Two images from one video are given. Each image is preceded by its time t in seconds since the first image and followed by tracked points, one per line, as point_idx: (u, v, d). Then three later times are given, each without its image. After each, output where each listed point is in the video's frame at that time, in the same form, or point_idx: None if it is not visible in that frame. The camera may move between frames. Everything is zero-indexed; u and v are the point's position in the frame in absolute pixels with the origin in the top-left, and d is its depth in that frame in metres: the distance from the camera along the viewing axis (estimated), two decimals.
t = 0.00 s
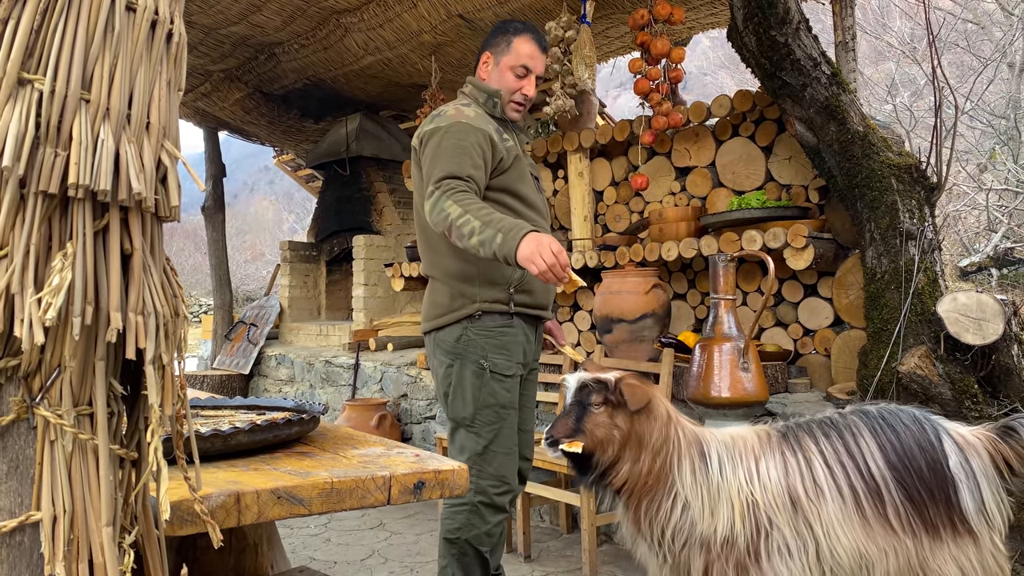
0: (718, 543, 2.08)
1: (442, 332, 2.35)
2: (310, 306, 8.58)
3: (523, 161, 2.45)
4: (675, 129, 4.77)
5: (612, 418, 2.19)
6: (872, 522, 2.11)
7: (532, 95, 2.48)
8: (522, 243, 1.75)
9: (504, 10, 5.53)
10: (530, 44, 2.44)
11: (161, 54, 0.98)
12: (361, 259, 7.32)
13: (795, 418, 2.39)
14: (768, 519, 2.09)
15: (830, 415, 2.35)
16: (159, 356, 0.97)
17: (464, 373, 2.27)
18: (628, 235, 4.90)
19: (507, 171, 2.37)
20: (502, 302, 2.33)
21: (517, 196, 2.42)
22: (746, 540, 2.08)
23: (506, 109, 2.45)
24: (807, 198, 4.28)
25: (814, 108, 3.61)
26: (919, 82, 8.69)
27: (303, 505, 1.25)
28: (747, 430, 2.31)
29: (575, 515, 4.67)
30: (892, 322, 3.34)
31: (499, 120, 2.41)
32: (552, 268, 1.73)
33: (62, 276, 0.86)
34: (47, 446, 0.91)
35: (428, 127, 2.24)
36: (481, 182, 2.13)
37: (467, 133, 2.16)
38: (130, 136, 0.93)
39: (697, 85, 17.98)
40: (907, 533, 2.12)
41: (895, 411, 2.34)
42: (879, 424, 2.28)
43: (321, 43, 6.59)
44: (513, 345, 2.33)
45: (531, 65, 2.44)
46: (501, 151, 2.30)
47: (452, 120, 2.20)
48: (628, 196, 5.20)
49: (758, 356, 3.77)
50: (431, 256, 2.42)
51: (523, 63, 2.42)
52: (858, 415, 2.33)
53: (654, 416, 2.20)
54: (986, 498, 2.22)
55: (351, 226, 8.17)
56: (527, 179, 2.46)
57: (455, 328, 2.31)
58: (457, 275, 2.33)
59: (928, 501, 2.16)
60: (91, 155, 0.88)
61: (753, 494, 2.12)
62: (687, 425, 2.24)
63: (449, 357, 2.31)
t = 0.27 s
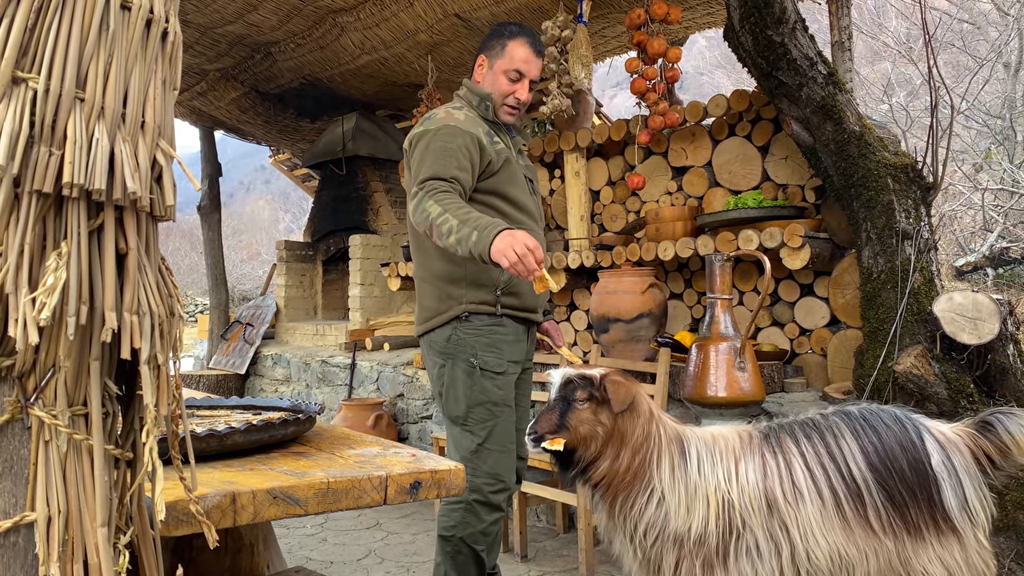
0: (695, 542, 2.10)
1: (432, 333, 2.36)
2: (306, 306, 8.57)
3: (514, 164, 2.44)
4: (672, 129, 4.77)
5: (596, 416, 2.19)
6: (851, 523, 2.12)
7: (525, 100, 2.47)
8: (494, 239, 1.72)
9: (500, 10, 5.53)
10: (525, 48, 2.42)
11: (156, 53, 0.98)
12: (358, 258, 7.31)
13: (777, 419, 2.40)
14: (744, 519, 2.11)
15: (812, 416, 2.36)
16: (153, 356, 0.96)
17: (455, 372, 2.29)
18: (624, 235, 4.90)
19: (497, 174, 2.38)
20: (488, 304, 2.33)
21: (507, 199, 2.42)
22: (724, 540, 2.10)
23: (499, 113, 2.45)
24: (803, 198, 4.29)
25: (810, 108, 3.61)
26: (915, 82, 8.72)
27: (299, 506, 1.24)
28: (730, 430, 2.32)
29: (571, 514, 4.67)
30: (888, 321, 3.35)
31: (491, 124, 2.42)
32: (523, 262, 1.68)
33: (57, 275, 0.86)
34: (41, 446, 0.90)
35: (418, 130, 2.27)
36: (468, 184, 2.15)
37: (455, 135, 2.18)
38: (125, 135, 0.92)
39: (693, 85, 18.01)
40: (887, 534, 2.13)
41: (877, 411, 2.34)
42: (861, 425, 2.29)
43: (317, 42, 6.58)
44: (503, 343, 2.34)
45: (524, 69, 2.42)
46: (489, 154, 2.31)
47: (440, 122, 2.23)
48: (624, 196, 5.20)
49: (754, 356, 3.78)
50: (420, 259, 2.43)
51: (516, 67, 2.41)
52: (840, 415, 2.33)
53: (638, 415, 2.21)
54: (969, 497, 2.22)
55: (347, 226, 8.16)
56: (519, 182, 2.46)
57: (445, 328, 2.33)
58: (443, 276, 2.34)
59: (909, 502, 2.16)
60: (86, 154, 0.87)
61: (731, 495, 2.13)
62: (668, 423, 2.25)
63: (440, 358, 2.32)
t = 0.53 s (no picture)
0: (686, 544, 2.08)
1: (428, 334, 2.37)
2: (304, 306, 8.56)
3: (507, 163, 2.43)
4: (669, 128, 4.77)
5: (590, 414, 2.16)
6: (844, 524, 2.13)
7: (513, 96, 2.44)
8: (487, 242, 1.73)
9: (497, 9, 5.52)
10: (510, 42, 2.41)
11: (151, 52, 0.97)
12: (355, 258, 7.30)
13: (768, 419, 2.39)
14: (736, 520, 2.10)
15: (803, 416, 2.37)
16: (149, 356, 0.96)
17: (449, 374, 2.30)
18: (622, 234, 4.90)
19: (489, 173, 2.37)
20: (487, 306, 2.34)
21: (500, 197, 2.41)
22: (716, 541, 2.09)
23: (487, 109, 2.43)
24: (801, 197, 4.29)
25: (807, 108, 3.61)
26: (912, 81, 8.73)
27: (295, 505, 1.24)
28: (721, 430, 2.30)
29: (568, 513, 4.67)
30: (886, 321, 3.35)
31: (480, 120, 2.40)
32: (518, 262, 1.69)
33: (52, 275, 0.85)
34: (36, 446, 0.90)
35: (406, 131, 2.26)
36: (459, 185, 2.14)
37: (444, 136, 2.17)
38: (120, 134, 0.92)
39: (691, 85, 18.05)
40: (878, 534, 2.15)
41: (866, 412, 2.37)
42: (852, 425, 2.31)
43: (314, 41, 6.57)
44: (500, 348, 2.35)
45: (510, 64, 2.41)
46: (481, 153, 2.30)
47: (429, 123, 2.22)
48: (622, 195, 5.20)
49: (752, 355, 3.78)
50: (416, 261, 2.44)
51: (501, 63, 2.40)
52: (831, 416, 2.35)
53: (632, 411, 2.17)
54: (957, 496, 2.26)
55: (345, 225, 8.15)
56: (511, 179, 2.45)
57: (440, 329, 2.33)
58: (441, 278, 2.35)
59: (899, 501, 2.19)
60: (80, 153, 0.87)
61: (723, 496, 2.11)
62: (661, 421, 2.22)
63: (434, 358, 2.33)
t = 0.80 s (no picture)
0: (684, 545, 2.05)
1: (420, 333, 2.37)
2: (302, 305, 8.55)
3: (496, 158, 2.43)
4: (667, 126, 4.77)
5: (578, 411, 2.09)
6: (843, 522, 2.13)
7: (499, 87, 2.44)
8: (487, 250, 1.74)
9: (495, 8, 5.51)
10: (495, 34, 2.39)
11: (147, 50, 0.97)
12: (353, 257, 7.29)
13: (761, 418, 2.38)
14: (735, 520, 2.08)
15: (798, 415, 2.38)
16: (145, 356, 0.95)
17: (441, 375, 2.30)
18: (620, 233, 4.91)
19: (479, 169, 2.37)
20: (482, 304, 2.34)
21: (491, 193, 2.41)
22: (715, 541, 2.06)
23: (473, 103, 2.43)
24: (799, 196, 4.29)
25: (805, 106, 3.62)
26: (910, 80, 8.74)
27: (292, 505, 1.24)
28: (716, 429, 2.28)
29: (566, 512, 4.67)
30: (884, 320, 3.36)
31: (466, 115, 2.39)
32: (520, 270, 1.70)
33: (47, 274, 0.85)
34: (32, 446, 0.90)
35: (392, 130, 2.24)
36: (449, 185, 2.13)
37: (432, 134, 2.15)
38: (116, 133, 0.91)
39: (690, 84, 18.06)
40: (874, 531, 2.16)
41: (859, 409, 2.39)
42: (846, 424, 2.32)
43: (312, 40, 6.56)
44: (494, 347, 2.35)
45: (495, 56, 2.39)
46: (470, 150, 2.29)
47: (415, 121, 2.20)
48: (620, 194, 5.20)
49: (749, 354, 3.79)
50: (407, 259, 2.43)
51: (487, 55, 2.38)
52: (825, 415, 2.36)
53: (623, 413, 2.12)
54: (947, 492, 2.29)
55: (343, 224, 8.15)
56: (501, 174, 2.44)
57: (433, 328, 2.33)
58: (435, 277, 2.34)
59: (894, 498, 2.21)
60: (76, 152, 0.86)
61: (723, 496, 2.09)
62: (655, 421, 2.19)
63: (427, 358, 2.32)
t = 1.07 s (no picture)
0: (686, 544, 2.04)
1: (409, 333, 2.35)
2: (300, 304, 8.54)
3: (486, 156, 2.43)
4: (666, 125, 4.77)
5: (570, 412, 2.03)
6: (841, 519, 2.14)
7: (487, 81, 2.42)
8: (481, 251, 1.73)
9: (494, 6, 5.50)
10: (481, 26, 2.36)
11: (146, 48, 0.97)
12: (352, 255, 7.29)
13: (757, 417, 2.38)
14: (734, 519, 2.08)
15: (793, 413, 2.38)
16: (144, 355, 0.95)
17: (432, 376, 2.29)
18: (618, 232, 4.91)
19: (467, 168, 2.37)
20: (474, 305, 2.34)
21: (480, 192, 2.41)
22: (715, 539, 2.06)
23: (461, 98, 2.42)
24: (797, 195, 4.29)
25: (804, 105, 3.62)
26: (909, 79, 8.76)
27: (291, 504, 1.24)
28: (713, 428, 2.28)
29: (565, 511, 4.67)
30: (883, 318, 3.36)
31: (454, 111, 2.38)
32: (517, 270, 1.68)
33: (45, 273, 0.85)
34: (30, 445, 0.89)
35: (378, 129, 2.23)
36: (436, 186, 2.13)
37: (418, 134, 2.15)
38: (114, 131, 0.91)
39: (688, 83, 18.08)
40: (872, 528, 2.17)
41: (853, 407, 2.40)
42: (841, 421, 2.33)
43: (311, 38, 6.56)
44: (485, 349, 2.35)
45: (483, 50, 2.37)
46: (458, 148, 2.29)
47: (401, 120, 2.19)
48: (619, 193, 5.20)
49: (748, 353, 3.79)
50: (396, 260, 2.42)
51: (474, 49, 2.36)
52: (820, 412, 2.37)
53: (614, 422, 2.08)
54: (941, 488, 2.31)
55: (341, 223, 8.14)
56: (489, 171, 2.44)
57: (423, 329, 2.31)
58: (424, 277, 2.32)
59: (890, 494, 2.21)
60: (74, 150, 0.86)
61: (722, 494, 2.09)
62: (645, 425, 2.17)
63: (416, 359, 2.31)
